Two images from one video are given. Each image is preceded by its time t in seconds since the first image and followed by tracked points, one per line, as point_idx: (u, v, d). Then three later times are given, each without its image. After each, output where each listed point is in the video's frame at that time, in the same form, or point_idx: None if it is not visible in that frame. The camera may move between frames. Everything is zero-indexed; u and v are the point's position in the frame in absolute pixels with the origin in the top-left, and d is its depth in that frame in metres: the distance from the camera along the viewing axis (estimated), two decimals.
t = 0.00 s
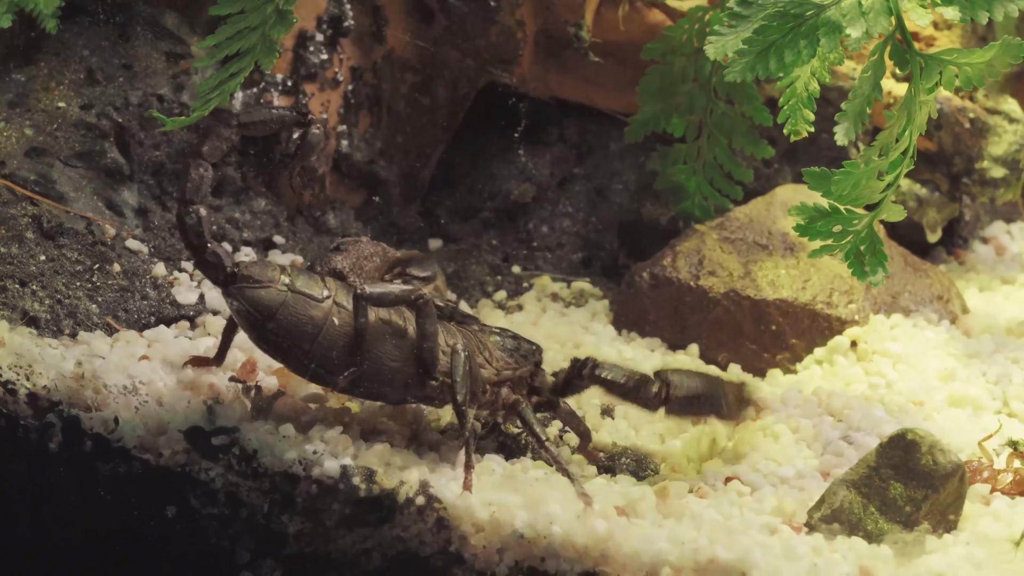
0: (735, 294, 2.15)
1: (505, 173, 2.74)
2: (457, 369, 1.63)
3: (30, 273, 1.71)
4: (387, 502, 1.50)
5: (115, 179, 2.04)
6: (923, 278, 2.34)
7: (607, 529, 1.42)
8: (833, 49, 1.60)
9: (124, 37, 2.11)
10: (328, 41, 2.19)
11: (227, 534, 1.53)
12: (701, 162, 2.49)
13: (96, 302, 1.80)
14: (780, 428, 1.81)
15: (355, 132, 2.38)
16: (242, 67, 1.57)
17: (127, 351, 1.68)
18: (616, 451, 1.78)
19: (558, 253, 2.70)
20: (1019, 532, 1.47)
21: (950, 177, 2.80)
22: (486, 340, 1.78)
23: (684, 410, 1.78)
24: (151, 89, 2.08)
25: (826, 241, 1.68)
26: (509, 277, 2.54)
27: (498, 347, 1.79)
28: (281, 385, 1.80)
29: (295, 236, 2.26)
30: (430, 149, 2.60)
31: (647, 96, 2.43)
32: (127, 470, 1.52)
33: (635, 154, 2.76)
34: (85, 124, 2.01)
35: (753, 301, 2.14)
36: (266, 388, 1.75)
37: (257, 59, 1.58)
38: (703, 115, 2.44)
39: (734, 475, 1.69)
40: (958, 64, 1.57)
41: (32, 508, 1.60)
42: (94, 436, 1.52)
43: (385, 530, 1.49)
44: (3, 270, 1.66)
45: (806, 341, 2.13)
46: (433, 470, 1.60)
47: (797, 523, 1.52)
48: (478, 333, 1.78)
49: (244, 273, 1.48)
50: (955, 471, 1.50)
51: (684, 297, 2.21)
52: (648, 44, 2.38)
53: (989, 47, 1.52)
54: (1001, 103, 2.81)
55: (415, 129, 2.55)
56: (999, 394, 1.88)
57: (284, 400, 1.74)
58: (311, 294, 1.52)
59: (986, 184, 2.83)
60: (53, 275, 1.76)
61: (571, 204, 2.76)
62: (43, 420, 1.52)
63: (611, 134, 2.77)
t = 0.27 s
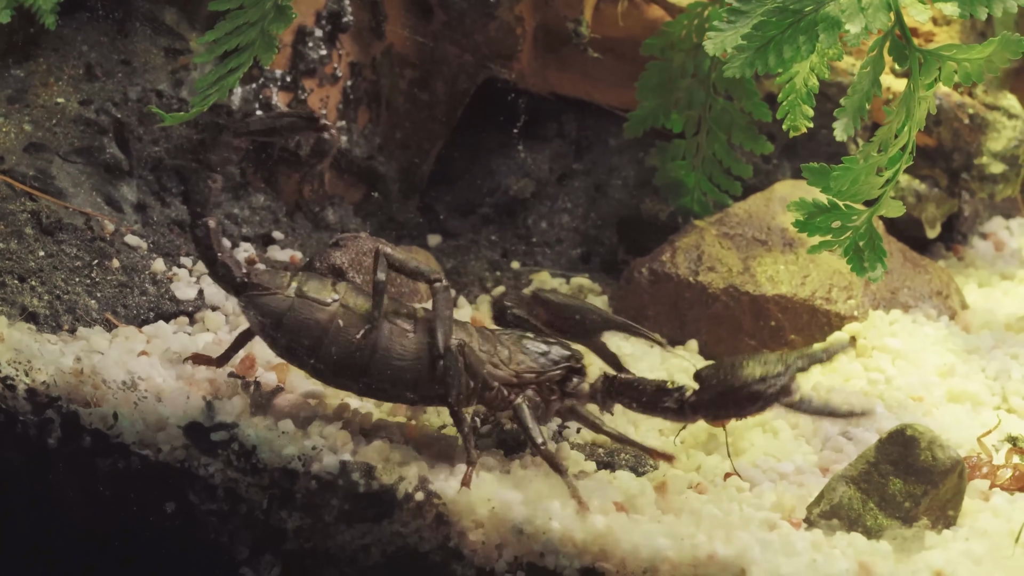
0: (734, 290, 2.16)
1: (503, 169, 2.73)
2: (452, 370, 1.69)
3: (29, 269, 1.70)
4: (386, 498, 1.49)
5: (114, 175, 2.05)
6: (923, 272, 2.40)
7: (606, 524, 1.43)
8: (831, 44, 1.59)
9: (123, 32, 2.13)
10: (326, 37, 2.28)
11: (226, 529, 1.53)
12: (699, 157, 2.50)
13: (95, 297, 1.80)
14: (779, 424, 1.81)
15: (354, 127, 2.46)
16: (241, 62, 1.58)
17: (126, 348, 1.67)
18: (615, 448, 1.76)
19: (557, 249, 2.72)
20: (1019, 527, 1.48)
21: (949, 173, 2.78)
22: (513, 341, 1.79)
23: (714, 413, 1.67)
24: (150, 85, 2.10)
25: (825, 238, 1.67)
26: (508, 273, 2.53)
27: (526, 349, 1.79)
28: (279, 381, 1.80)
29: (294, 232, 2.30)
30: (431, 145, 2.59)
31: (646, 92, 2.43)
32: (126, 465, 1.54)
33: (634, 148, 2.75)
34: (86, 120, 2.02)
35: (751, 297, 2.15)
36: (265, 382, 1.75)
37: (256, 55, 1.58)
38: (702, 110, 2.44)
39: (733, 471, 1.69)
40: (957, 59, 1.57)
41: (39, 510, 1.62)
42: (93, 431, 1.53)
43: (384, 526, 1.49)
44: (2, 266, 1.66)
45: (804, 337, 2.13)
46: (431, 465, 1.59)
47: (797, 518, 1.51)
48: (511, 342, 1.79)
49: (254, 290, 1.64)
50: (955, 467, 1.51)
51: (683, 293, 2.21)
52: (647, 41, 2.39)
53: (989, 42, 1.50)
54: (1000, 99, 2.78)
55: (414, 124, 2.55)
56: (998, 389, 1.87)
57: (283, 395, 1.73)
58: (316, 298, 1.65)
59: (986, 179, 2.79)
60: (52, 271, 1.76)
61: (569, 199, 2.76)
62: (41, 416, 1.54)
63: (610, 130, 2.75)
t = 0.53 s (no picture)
0: (734, 285, 2.11)
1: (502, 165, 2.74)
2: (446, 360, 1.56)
3: (28, 265, 1.71)
4: (386, 494, 1.48)
5: (114, 170, 2.03)
6: (922, 269, 2.43)
7: (607, 519, 1.43)
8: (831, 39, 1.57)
9: (122, 28, 2.15)
10: (326, 33, 2.27)
11: (225, 525, 1.54)
12: (699, 152, 2.49)
13: (94, 293, 1.76)
14: (779, 419, 1.78)
15: (353, 123, 2.46)
16: (240, 57, 1.57)
17: (124, 344, 1.63)
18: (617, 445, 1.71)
19: (557, 245, 2.60)
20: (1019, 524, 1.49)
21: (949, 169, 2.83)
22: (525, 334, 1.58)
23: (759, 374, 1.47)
24: (148, 80, 2.10)
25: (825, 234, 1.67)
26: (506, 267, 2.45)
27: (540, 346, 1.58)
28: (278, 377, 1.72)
29: (293, 227, 2.26)
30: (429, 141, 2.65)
31: (647, 88, 2.44)
32: (125, 461, 1.54)
33: (634, 144, 2.76)
34: (86, 116, 2.02)
35: (752, 292, 2.08)
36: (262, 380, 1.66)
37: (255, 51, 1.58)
38: (701, 105, 2.45)
39: (732, 466, 1.66)
40: (956, 55, 1.57)
41: (50, 515, 1.64)
42: (92, 427, 1.54)
43: (383, 521, 1.49)
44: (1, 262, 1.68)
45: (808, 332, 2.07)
46: (429, 456, 1.56)
47: (797, 514, 1.50)
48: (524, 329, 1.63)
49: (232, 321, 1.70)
50: (954, 463, 1.51)
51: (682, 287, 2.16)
52: (646, 37, 2.40)
53: (988, 37, 1.49)
54: (1000, 94, 2.84)
55: (412, 121, 2.61)
56: (998, 385, 1.89)
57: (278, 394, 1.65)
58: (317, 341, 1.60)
59: (985, 175, 2.85)
60: (51, 267, 1.75)
61: (569, 195, 2.73)
62: (41, 412, 1.55)
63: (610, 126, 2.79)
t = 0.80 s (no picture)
0: (725, 278, 2.15)
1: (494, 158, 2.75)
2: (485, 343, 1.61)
3: (18, 259, 1.70)
4: (376, 487, 1.49)
5: (103, 164, 2.04)
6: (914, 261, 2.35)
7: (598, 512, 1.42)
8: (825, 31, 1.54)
9: (112, 21, 2.08)
10: (318, 25, 2.26)
11: (216, 518, 1.53)
12: (692, 145, 2.48)
13: (85, 287, 1.80)
14: (770, 412, 1.81)
15: (345, 116, 2.46)
16: (231, 51, 1.59)
17: (114, 338, 1.67)
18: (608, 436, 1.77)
19: (549, 238, 2.68)
20: (1009, 515, 1.47)
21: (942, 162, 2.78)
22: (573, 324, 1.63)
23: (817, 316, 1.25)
24: (139, 74, 2.08)
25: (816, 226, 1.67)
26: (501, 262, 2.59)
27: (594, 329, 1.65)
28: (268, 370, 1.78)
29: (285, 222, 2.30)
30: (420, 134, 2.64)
31: (638, 81, 2.42)
32: (115, 455, 1.53)
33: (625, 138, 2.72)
34: (74, 109, 2.00)
35: (743, 284, 2.14)
36: (253, 373, 1.72)
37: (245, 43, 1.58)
38: (694, 98, 2.43)
39: (724, 458, 1.69)
40: (949, 47, 1.56)
41: (38, 517, 1.63)
42: (81, 421, 1.53)
43: (374, 515, 1.48)
44: None
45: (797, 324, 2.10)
46: (422, 454, 1.57)
47: (788, 506, 1.51)
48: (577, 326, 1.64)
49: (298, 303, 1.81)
50: (945, 455, 1.51)
51: (674, 281, 2.21)
52: (638, 30, 2.35)
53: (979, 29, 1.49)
54: (993, 87, 2.85)
55: (404, 113, 2.60)
56: (989, 376, 1.89)
57: (270, 384, 1.71)
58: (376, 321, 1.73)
59: (977, 166, 2.83)
60: (41, 261, 1.76)
61: (562, 189, 2.74)
62: (30, 406, 1.53)
63: (602, 119, 2.74)
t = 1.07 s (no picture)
0: (704, 260, 2.14)
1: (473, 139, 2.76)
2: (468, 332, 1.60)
3: None
4: (351, 470, 1.49)
5: (79, 147, 2.03)
6: (893, 243, 2.36)
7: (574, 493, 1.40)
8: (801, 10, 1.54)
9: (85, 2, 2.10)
10: (295, 7, 2.27)
11: (191, 502, 1.53)
12: (670, 127, 2.49)
13: (60, 270, 1.80)
14: (748, 393, 1.83)
15: (322, 98, 2.45)
16: (206, 31, 1.58)
17: (89, 321, 1.66)
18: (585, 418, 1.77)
19: (528, 220, 2.71)
20: (986, 495, 1.45)
21: (921, 142, 2.76)
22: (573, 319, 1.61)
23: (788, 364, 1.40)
24: (114, 56, 2.08)
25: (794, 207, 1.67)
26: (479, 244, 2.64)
27: (585, 320, 1.65)
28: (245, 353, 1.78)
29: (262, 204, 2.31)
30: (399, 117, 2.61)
31: (618, 62, 2.41)
32: (89, 438, 1.53)
33: (604, 120, 2.74)
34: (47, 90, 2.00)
35: (722, 266, 2.13)
36: (230, 355, 1.71)
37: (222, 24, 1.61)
38: (672, 79, 2.43)
39: (701, 440, 1.69)
40: (926, 26, 1.55)
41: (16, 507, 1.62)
42: (56, 404, 1.52)
43: (350, 497, 1.48)
44: None
45: (776, 306, 2.11)
46: (398, 435, 1.56)
47: (765, 487, 1.51)
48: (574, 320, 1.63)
49: (283, 292, 1.72)
50: (923, 436, 1.47)
51: (653, 263, 2.21)
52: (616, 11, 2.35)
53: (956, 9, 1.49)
54: (970, 67, 2.87)
55: (383, 94, 2.56)
56: (967, 357, 1.91)
57: (247, 366, 1.71)
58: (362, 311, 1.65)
59: (954, 146, 2.81)
60: (15, 243, 1.76)
61: (539, 170, 2.75)
62: (3, 388, 1.53)
63: (580, 100, 2.75)
